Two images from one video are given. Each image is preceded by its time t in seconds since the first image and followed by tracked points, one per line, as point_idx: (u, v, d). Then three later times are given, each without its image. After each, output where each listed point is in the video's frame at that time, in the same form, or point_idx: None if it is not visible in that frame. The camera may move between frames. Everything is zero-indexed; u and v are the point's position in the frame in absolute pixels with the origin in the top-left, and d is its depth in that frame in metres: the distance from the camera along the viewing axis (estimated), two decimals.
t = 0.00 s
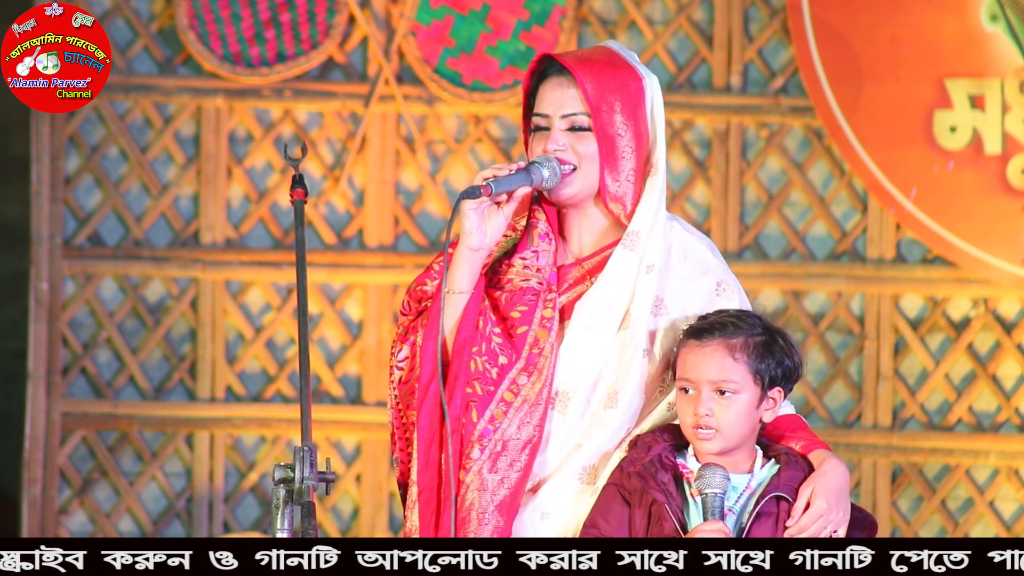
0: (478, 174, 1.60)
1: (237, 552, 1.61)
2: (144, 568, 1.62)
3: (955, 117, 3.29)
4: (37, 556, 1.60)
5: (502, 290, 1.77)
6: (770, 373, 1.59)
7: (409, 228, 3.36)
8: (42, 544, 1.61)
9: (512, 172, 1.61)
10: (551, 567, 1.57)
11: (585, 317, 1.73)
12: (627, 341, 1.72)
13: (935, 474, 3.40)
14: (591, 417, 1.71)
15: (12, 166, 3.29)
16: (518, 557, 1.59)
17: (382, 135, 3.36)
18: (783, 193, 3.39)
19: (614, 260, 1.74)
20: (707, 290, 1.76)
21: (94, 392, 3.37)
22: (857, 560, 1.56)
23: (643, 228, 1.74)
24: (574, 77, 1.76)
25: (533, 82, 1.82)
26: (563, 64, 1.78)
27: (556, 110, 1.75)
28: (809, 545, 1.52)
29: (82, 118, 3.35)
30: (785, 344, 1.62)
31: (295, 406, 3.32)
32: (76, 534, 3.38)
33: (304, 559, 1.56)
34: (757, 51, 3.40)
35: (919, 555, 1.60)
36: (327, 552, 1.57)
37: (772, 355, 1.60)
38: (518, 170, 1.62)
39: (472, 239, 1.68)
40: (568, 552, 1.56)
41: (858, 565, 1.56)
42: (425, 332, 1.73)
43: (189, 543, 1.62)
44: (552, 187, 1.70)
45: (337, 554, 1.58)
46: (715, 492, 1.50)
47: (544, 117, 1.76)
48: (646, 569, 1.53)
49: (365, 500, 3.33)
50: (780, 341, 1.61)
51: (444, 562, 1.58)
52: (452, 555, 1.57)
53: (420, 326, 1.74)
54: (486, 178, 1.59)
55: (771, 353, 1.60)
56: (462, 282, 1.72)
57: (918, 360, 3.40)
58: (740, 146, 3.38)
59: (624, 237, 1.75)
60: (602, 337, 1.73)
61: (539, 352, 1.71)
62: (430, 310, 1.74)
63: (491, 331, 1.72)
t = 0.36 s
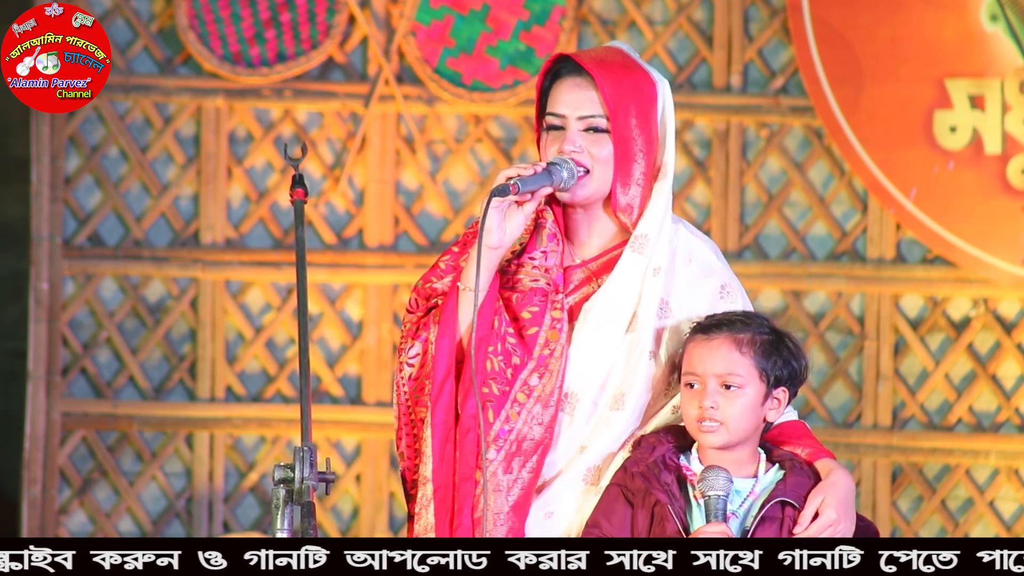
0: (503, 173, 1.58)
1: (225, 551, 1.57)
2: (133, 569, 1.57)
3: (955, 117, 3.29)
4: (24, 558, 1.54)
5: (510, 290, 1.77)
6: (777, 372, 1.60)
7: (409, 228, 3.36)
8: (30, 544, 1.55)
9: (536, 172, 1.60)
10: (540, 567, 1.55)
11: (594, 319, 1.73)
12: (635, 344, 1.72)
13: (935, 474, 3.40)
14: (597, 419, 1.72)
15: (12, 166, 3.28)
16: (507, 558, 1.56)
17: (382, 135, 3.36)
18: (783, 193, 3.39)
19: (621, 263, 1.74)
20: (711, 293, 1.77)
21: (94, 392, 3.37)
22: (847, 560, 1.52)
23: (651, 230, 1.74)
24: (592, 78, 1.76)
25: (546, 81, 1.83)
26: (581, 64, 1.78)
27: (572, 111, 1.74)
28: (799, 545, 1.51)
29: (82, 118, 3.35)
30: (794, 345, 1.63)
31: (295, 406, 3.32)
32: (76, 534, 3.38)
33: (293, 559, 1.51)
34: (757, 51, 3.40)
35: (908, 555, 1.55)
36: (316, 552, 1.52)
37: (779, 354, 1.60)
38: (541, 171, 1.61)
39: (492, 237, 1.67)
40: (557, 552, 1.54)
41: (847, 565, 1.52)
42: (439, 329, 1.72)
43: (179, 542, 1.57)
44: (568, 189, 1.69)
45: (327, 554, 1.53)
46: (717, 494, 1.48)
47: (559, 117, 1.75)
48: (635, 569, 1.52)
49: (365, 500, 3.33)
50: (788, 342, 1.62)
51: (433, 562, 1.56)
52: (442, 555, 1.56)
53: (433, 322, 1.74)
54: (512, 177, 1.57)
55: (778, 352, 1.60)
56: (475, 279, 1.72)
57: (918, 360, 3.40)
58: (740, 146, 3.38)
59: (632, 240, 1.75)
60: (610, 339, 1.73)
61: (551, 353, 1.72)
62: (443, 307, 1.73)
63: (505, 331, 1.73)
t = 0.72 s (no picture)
0: (510, 173, 1.58)
1: (215, 551, 1.55)
2: (121, 569, 1.55)
3: (955, 117, 3.29)
4: (14, 556, 1.53)
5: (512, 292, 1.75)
6: (783, 369, 1.60)
7: (409, 228, 3.36)
8: (19, 544, 1.54)
9: (543, 173, 1.59)
10: (529, 567, 1.54)
11: (597, 317, 1.74)
12: (637, 340, 1.73)
13: (935, 474, 3.40)
14: (603, 416, 1.73)
15: (12, 166, 3.28)
16: (496, 557, 1.55)
17: (382, 134, 3.36)
18: (783, 193, 3.39)
19: (620, 260, 1.75)
20: (707, 283, 1.78)
21: (94, 393, 3.37)
22: (835, 560, 1.50)
23: (647, 228, 1.76)
24: (597, 73, 1.76)
25: (547, 73, 1.81)
26: (585, 59, 1.78)
27: (575, 105, 1.75)
28: (786, 545, 1.50)
29: (82, 118, 3.35)
30: (799, 343, 1.64)
31: (295, 406, 3.32)
32: (76, 534, 3.38)
33: (282, 559, 1.51)
34: (757, 51, 3.40)
35: (897, 555, 1.53)
36: (305, 552, 1.51)
37: (785, 352, 1.61)
38: (548, 171, 1.61)
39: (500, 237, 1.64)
40: (545, 552, 1.54)
41: (836, 566, 1.50)
42: (448, 331, 1.70)
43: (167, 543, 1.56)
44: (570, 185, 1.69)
45: (315, 554, 1.52)
46: (722, 498, 1.49)
47: (560, 110, 1.75)
48: (624, 569, 1.52)
49: (366, 500, 3.33)
50: (793, 340, 1.63)
51: (422, 562, 1.55)
52: (431, 555, 1.55)
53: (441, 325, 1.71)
54: (519, 179, 1.57)
55: (784, 351, 1.61)
56: (483, 282, 1.68)
57: (918, 360, 3.40)
58: (740, 146, 3.38)
59: (629, 237, 1.76)
60: (612, 338, 1.74)
61: (558, 353, 1.72)
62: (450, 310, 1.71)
63: (514, 332, 1.71)
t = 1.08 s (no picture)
0: (510, 177, 1.58)
1: (204, 551, 1.54)
2: (110, 569, 1.53)
3: (955, 117, 3.29)
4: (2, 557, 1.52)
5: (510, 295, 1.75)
6: (790, 371, 1.60)
7: (409, 228, 3.36)
8: (7, 544, 1.53)
9: (544, 175, 1.60)
10: (518, 567, 1.53)
11: (595, 316, 1.74)
12: (635, 338, 1.72)
13: (935, 474, 3.40)
14: (604, 415, 1.73)
15: (11, 166, 3.28)
16: (485, 558, 1.54)
17: (382, 134, 3.36)
18: (783, 193, 3.39)
19: (615, 259, 1.75)
20: (702, 277, 1.78)
21: (94, 392, 3.37)
22: (824, 560, 1.49)
23: (641, 226, 1.76)
24: (593, 73, 1.77)
25: (543, 73, 1.81)
26: (582, 59, 1.79)
27: (572, 104, 1.75)
28: (776, 545, 1.48)
29: (82, 118, 3.35)
30: (806, 345, 1.64)
31: (295, 406, 3.32)
32: (76, 534, 3.38)
33: (270, 559, 1.50)
34: (757, 51, 3.40)
35: (886, 555, 1.51)
36: (293, 552, 1.49)
37: (793, 354, 1.61)
38: (547, 172, 1.61)
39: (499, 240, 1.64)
40: (534, 552, 1.53)
41: (825, 566, 1.49)
42: (451, 336, 1.70)
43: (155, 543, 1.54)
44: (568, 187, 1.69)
45: (304, 554, 1.50)
46: (729, 496, 1.48)
47: (557, 110, 1.75)
48: (613, 569, 1.52)
49: (365, 500, 3.33)
50: (800, 342, 1.63)
51: (411, 562, 1.53)
52: (419, 555, 1.53)
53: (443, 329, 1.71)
54: (519, 181, 1.58)
55: (791, 352, 1.61)
56: (484, 285, 1.68)
57: (918, 360, 3.40)
58: (740, 146, 3.38)
59: (622, 235, 1.76)
60: (611, 337, 1.74)
61: (559, 355, 1.71)
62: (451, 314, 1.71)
63: (516, 335, 1.72)
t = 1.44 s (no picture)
0: (511, 173, 1.57)
1: (192, 551, 1.55)
2: (99, 569, 1.55)
3: (955, 117, 3.29)
4: None
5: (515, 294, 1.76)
6: (796, 371, 1.61)
7: (409, 228, 3.36)
8: None
9: (545, 172, 1.59)
10: (506, 567, 1.55)
11: (598, 313, 1.74)
12: (638, 337, 1.73)
13: (935, 474, 3.40)
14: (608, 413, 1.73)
15: (11, 166, 3.29)
16: (473, 558, 1.55)
17: (382, 134, 3.36)
18: (783, 192, 3.39)
19: (619, 258, 1.75)
20: (706, 277, 1.78)
21: (94, 392, 3.37)
22: (813, 560, 1.49)
23: (644, 225, 1.76)
24: (597, 73, 1.77)
25: (546, 73, 1.80)
26: (585, 58, 1.78)
27: (576, 103, 1.75)
28: (766, 545, 1.49)
29: (82, 118, 3.35)
30: (812, 349, 1.65)
31: (295, 406, 3.32)
32: (76, 533, 3.38)
33: (259, 559, 1.53)
34: (757, 51, 3.40)
35: (875, 555, 1.51)
36: (282, 552, 1.50)
37: (799, 354, 1.62)
38: (549, 169, 1.61)
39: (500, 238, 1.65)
40: (523, 552, 1.54)
41: (814, 566, 1.49)
42: (452, 332, 1.70)
43: (144, 542, 1.55)
44: (572, 184, 1.67)
45: (293, 554, 1.50)
46: (728, 494, 1.47)
47: (560, 109, 1.75)
48: (602, 569, 1.53)
49: (365, 500, 3.33)
50: (807, 345, 1.64)
51: (400, 562, 1.55)
52: (408, 555, 1.55)
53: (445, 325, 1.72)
54: (522, 178, 1.57)
55: (798, 352, 1.62)
56: (484, 281, 1.69)
57: (918, 360, 3.40)
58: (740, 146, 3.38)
59: (627, 235, 1.76)
60: (614, 336, 1.74)
61: (562, 352, 1.72)
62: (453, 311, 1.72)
63: (518, 332, 1.72)
